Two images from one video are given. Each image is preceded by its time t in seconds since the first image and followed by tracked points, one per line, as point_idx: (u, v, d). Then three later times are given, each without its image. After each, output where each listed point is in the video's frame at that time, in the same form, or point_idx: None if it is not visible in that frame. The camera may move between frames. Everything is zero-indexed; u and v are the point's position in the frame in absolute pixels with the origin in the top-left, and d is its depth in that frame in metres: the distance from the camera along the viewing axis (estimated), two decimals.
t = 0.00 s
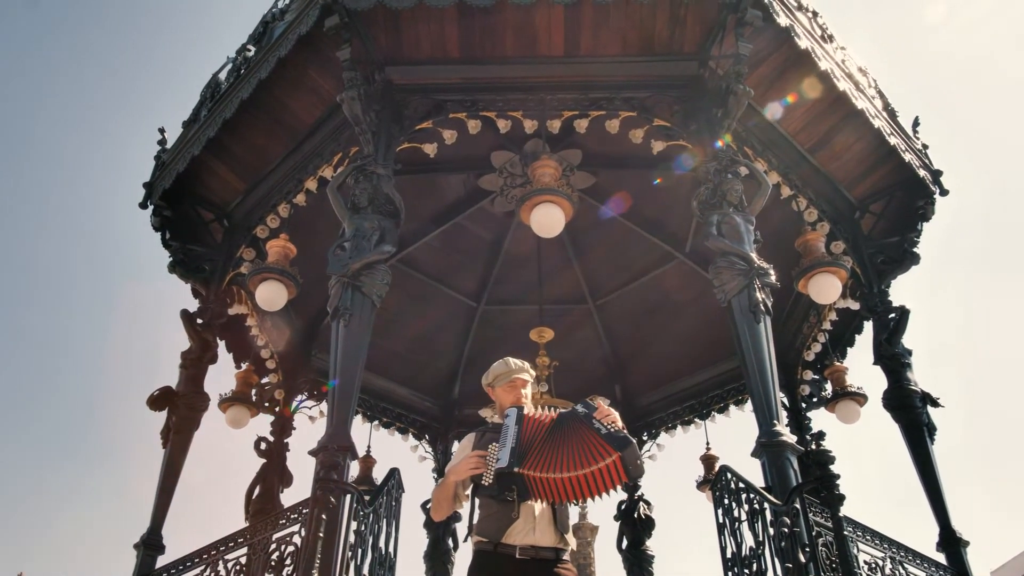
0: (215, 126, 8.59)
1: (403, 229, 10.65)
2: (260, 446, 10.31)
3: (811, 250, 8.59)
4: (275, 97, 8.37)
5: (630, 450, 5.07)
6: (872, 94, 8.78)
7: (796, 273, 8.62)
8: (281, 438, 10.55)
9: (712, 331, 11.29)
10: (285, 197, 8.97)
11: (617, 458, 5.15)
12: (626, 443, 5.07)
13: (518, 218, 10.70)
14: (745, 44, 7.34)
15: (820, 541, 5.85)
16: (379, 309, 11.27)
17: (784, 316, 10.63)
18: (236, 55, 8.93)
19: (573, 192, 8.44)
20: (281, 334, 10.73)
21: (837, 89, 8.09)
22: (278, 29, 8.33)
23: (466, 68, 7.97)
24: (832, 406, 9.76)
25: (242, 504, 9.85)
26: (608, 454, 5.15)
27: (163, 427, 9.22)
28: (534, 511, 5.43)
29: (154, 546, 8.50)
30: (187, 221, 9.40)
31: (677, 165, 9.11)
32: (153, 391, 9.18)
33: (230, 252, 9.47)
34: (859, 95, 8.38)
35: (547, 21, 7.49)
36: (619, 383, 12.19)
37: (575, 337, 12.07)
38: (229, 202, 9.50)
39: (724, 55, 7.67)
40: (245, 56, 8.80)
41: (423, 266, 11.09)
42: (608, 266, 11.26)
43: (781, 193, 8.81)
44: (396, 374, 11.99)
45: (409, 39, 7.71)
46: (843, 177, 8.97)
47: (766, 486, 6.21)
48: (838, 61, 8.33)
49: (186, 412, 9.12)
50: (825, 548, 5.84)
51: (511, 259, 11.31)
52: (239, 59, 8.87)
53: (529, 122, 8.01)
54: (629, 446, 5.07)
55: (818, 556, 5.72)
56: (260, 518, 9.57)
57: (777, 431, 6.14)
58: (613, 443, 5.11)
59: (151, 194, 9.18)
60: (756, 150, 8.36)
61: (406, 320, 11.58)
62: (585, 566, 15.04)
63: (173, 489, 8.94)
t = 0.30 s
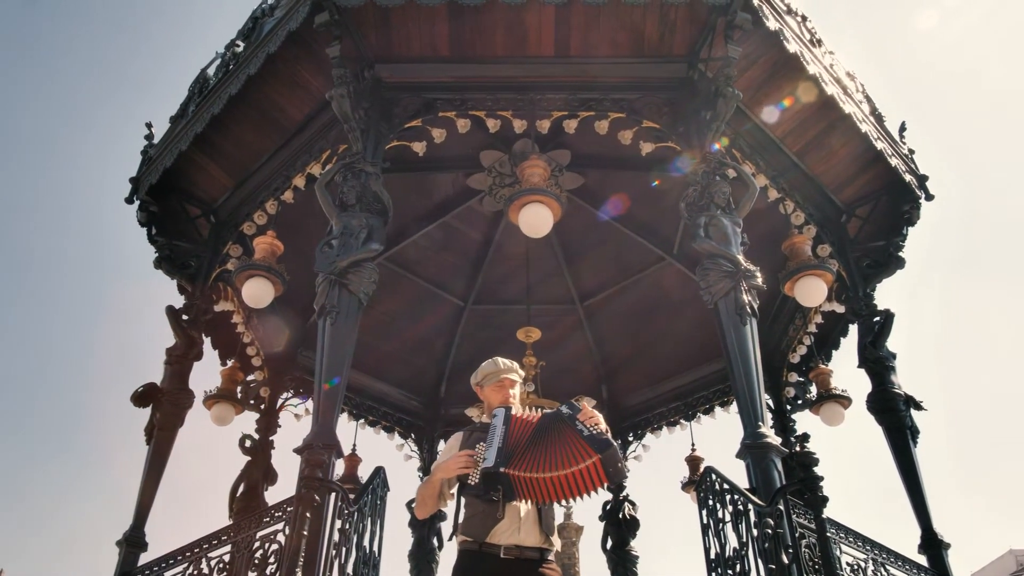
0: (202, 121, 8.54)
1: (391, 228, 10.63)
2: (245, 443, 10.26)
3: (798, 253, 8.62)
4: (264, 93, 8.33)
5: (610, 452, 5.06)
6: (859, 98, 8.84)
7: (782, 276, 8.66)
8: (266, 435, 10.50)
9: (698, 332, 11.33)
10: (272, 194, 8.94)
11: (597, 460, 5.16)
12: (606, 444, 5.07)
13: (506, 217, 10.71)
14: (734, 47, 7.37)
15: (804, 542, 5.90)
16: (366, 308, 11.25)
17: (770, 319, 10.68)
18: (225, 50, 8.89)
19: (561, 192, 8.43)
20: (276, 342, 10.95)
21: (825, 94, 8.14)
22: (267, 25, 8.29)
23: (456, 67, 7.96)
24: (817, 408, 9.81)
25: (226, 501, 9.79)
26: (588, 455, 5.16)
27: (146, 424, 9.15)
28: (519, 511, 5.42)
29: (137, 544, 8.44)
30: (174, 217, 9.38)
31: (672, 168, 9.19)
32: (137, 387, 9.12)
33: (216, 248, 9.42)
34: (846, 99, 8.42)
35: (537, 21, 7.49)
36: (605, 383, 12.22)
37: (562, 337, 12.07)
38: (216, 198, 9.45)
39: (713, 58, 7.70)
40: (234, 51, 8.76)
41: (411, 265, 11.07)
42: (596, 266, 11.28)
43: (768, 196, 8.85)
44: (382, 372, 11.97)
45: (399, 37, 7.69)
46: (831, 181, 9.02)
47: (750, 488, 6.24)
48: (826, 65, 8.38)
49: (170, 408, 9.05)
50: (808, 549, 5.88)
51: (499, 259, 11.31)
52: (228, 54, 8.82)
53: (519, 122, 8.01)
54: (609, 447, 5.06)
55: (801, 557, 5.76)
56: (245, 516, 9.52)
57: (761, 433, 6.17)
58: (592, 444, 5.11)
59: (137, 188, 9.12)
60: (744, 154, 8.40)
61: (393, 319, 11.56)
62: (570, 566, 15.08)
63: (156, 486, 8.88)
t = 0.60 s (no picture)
0: (189, 117, 8.49)
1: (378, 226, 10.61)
2: (229, 441, 10.21)
3: (784, 256, 8.65)
4: (252, 89, 8.29)
5: (590, 454, 5.11)
6: (846, 103, 8.89)
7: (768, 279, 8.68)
8: (250, 433, 10.45)
9: (684, 335, 11.37)
10: (259, 191, 8.89)
11: (578, 460, 5.17)
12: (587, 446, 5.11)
13: (494, 217, 10.71)
14: (723, 50, 7.40)
15: (787, 544, 5.94)
16: (352, 307, 11.22)
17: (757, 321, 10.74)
18: (213, 46, 8.84)
19: (549, 192, 8.43)
20: (277, 345, 11.06)
21: (812, 98, 8.19)
22: (256, 21, 8.25)
23: (445, 66, 7.96)
24: (801, 411, 9.86)
25: (210, 499, 9.74)
26: (568, 456, 5.16)
27: (130, 420, 9.08)
28: (504, 512, 5.42)
29: (118, 541, 8.38)
30: (160, 213, 9.32)
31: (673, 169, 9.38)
32: (121, 383, 9.05)
33: (202, 244, 9.36)
34: (834, 104, 8.47)
35: (527, 21, 7.50)
36: (591, 383, 12.24)
37: (549, 338, 12.08)
38: (202, 194, 9.39)
39: (702, 61, 7.74)
40: (222, 47, 8.71)
41: (398, 264, 11.05)
42: (584, 267, 11.30)
43: (756, 200, 8.90)
44: (368, 371, 11.94)
45: (389, 35, 7.67)
46: (817, 185, 9.08)
47: (734, 489, 6.27)
48: (815, 70, 8.43)
49: (153, 405, 8.99)
50: (791, 551, 5.93)
51: (487, 259, 11.31)
52: (216, 50, 8.78)
53: (507, 122, 8.01)
54: (591, 449, 5.11)
55: (784, 558, 5.80)
56: (228, 513, 9.47)
57: (746, 435, 6.17)
58: (574, 445, 5.14)
59: (123, 183, 9.05)
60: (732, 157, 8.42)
61: (380, 317, 11.54)
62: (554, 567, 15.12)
63: (139, 483, 8.82)
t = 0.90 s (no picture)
0: (177, 112, 8.43)
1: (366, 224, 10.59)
2: (213, 438, 10.16)
3: (771, 259, 8.68)
4: (240, 85, 8.24)
5: (571, 452, 5.07)
6: (834, 107, 8.93)
7: (755, 281, 8.71)
8: (235, 431, 10.41)
9: (671, 336, 11.40)
10: (247, 187, 8.86)
11: (558, 458, 5.14)
12: (568, 444, 5.08)
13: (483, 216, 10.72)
14: (713, 52, 7.42)
15: (770, 545, 5.95)
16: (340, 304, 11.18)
17: (743, 323, 10.80)
18: (202, 41, 8.79)
19: (538, 192, 8.43)
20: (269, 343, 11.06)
21: (801, 102, 8.23)
22: (246, 17, 8.21)
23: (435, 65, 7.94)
24: (786, 412, 9.91)
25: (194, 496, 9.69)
26: (548, 453, 5.13)
27: (113, 417, 9.02)
28: (490, 511, 5.42)
29: (101, 538, 8.32)
30: (146, 209, 9.28)
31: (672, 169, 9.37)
32: (105, 380, 8.99)
33: (188, 240, 9.31)
34: (822, 108, 8.51)
35: (518, 21, 7.50)
36: (578, 384, 12.26)
37: (536, 338, 12.08)
38: (189, 190, 9.34)
39: (692, 63, 7.77)
40: (211, 42, 8.66)
41: (386, 262, 11.03)
42: (572, 268, 11.31)
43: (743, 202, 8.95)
44: (354, 369, 11.92)
45: (379, 33, 7.65)
46: (805, 187, 9.12)
47: (719, 490, 6.29)
48: (803, 73, 8.47)
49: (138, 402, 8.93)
50: (774, 552, 5.94)
51: (475, 258, 11.31)
52: (205, 45, 8.73)
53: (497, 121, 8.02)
54: (571, 447, 5.07)
55: (767, 559, 5.81)
56: (212, 511, 9.42)
57: (732, 437, 6.22)
58: (554, 443, 5.11)
59: (109, 178, 8.98)
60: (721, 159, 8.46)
61: (367, 315, 11.51)
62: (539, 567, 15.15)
63: (123, 480, 8.77)
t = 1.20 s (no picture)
0: (165, 107, 8.38)
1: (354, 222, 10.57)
2: (198, 435, 10.10)
3: (757, 261, 8.71)
4: (229, 81, 8.20)
5: (552, 451, 5.14)
6: (822, 111, 8.98)
7: (741, 284, 8.74)
8: (220, 428, 10.36)
9: (658, 337, 11.44)
10: (235, 183, 8.82)
11: (539, 457, 5.18)
12: (549, 443, 5.14)
13: (471, 216, 10.71)
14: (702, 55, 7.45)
15: (754, 546, 5.98)
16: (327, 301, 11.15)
17: (730, 325, 10.85)
18: (191, 36, 8.74)
19: (527, 192, 8.43)
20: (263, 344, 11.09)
21: (789, 105, 8.27)
22: (235, 13, 8.17)
23: (425, 63, 7.93)
24: (772, 414, 9.96)
25: (178, 494, 9.63)
26: (530, 452, 5.16)
27: (97, 413, 8.96)
28: (475, 509, 5.42)
29: (83, 535, 8.26)
30: (132, 204, 9.23)
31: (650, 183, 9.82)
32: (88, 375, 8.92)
33: (175, 236, 9.27)
34: (810, 112, 8.56)
35: (508, 20, 7.50)
36: (564, 384, 12.29)
37: (523, 338, 12.09)
38: (176, 185, 9.29)
39: (681, 65, 7.79)
40: (200, 37, 8.61)
41: (374, 260, 11.01)
42: (559, 269, 11.33)
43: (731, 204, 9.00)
44: (341, 367, 11.88)
45: (369, 31, 7.63)
46: (792, 190, 9.17)
47: (704, 491, 6.32)
48: (792, 77, 8.51)
49: (122, 398, 8.87)
50: (758, 552, 5.97)
51: (463, 257, 11.30)
52: (194, 40, 8.68)
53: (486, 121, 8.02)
54: (552, 446, 5.13)
55: (751, 560, 5.84)
56: (195, 509, 9.37)
57: (717, 438, 6.24)
58: (535, 443, 5.15)
59: (95, 173, 8.92)
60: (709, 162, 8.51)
61: (354, 313, 11.48)
62: (524, 567, 15.19)
63: (105, 477, 8.70)
